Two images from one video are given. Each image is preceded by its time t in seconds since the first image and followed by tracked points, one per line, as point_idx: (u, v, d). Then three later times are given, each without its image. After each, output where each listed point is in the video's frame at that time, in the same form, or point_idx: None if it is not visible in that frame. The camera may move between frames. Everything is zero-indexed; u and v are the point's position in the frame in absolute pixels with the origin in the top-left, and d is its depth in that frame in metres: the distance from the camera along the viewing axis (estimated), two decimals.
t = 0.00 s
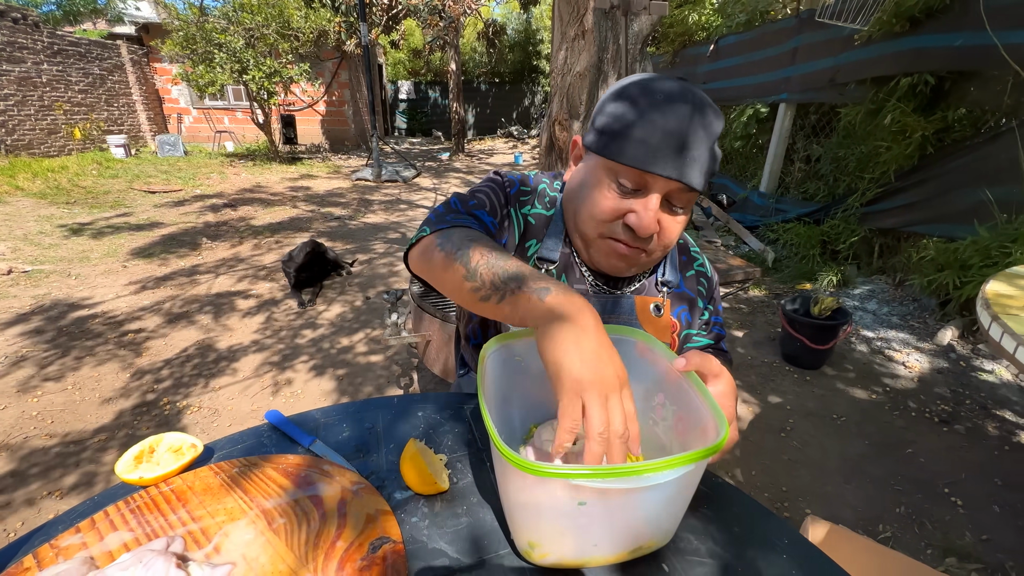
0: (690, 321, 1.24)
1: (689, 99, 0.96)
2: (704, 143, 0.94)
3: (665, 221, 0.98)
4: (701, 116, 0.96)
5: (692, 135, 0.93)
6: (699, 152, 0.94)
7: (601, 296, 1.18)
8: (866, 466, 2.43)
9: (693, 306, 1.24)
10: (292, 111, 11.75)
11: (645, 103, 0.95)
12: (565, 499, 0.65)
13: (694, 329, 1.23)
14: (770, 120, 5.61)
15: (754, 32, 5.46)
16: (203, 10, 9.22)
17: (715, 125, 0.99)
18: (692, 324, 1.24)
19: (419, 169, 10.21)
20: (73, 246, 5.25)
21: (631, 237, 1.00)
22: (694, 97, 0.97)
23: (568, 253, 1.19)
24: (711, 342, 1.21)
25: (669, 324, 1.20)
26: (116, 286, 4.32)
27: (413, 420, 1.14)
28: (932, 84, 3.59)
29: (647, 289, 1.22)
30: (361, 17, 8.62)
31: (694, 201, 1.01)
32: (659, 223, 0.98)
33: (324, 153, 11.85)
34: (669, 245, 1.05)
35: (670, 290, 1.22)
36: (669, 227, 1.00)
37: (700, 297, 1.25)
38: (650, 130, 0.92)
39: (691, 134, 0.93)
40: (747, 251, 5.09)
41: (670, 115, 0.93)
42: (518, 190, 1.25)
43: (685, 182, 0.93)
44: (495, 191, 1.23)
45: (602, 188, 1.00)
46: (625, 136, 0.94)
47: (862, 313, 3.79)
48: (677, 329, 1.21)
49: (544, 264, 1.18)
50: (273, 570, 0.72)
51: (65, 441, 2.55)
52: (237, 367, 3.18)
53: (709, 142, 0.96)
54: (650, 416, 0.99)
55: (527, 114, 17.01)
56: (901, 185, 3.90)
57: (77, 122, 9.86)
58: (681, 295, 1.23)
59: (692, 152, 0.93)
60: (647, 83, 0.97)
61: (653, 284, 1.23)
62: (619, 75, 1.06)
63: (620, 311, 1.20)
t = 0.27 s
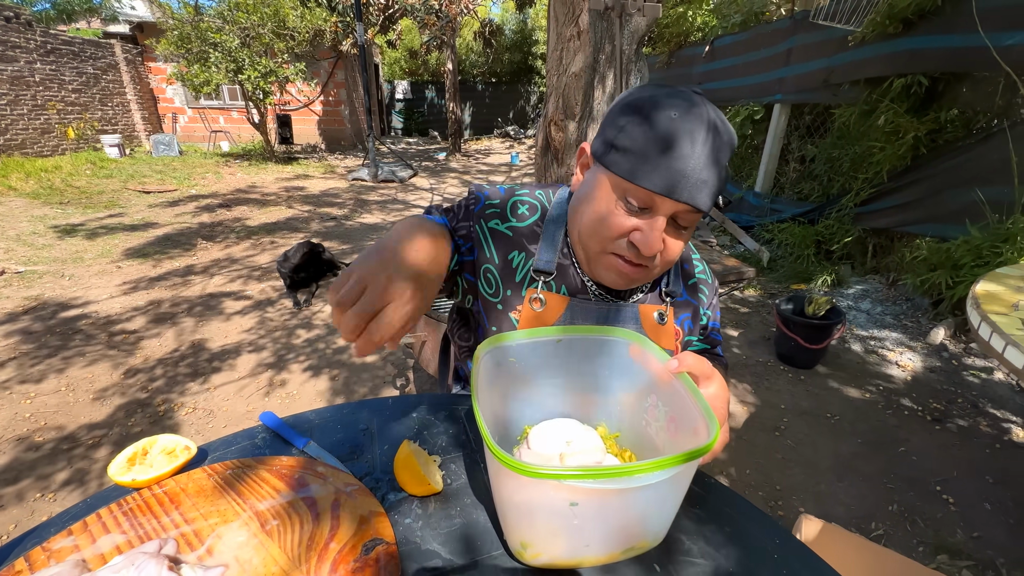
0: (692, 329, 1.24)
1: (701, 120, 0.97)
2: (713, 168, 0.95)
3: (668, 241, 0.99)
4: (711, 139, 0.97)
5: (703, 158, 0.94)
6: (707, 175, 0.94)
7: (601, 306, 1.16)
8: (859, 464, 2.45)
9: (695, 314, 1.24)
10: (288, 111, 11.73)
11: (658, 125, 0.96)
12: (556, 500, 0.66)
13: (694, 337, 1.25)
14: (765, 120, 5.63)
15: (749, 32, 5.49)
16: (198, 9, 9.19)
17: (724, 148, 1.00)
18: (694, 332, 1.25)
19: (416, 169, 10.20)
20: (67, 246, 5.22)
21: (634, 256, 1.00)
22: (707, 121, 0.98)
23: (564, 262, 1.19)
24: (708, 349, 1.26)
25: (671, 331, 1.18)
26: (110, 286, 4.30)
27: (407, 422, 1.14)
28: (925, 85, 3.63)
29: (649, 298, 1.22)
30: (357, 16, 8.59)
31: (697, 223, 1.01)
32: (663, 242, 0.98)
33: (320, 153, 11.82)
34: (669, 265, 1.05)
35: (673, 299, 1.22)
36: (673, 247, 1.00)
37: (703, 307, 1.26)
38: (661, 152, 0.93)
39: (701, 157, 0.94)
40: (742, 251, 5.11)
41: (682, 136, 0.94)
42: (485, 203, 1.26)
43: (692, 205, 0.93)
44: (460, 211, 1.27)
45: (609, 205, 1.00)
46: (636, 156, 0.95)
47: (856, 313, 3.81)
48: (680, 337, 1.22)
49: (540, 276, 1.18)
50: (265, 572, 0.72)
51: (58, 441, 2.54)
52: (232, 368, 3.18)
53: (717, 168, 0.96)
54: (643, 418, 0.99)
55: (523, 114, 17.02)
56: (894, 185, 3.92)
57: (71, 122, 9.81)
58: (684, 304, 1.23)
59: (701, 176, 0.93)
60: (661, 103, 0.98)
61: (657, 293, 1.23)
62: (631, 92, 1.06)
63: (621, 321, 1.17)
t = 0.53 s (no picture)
0: (680, 321, 1.24)
1: (658, 105, 0.96)
2: (674, 151, 0.94)
3: (638, 228, 0.99)
4: (671, 121, 0.96)
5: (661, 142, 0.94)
6: (668, 159, 0.94)
7: (582, 301, 1.15)
8: (851, 463, 2.47)
9: (683, 307, 1.23)
10: (283, 110, 11.68)
11: (615, 114, 0.96)
12: (544, 497, 0.66)
13: (684, 330, 1.25)
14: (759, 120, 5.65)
15: (743, 33, 5.51)
16: (192, 8, 9.15)
17: (687, 130, 0.98)
18: (682, 324, 1.24)
19: (412, 169, 10.18)
20: (58, 247, 5.18)
21: (604, 246, 1.00)
22: (666, 105, 0.97)
23: (542, 260, 1.19)
24: (703, 341, 1.26)
25: (658, 324, 1.18)
26: (102, 287, 4.27)
27: (398, 422, 1.14)
28: (916, 86, 3.65)
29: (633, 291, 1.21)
30: (352, 16, 8.56)
31: (668, 210, 1.01)
32: (631, 231, 0.98)
33: (315, 153, 11.78)
34: (644, 254, 1.05)
35: (659, 293, 1.20)
36: (644, 234, 1.00)
37: (690, 298, 1.25)
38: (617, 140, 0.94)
39: (661, 142, 0.94)
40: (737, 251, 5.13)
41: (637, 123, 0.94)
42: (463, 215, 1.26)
43: (654, 191, 0.93)
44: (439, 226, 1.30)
45: (575, 197, 1.01)
46: (594, 146, 0.95)
47: (849, 312, 3.84)
48: (668, 330, 1.21)
49: (520, 274, 1.18)
50: (253, 572, 0.72)
51: (49, 442, 2.52)
52: (226, 368, 3.16)
53: (680, 152, 0.96)
54: (631, 416, 1.00)
55: (519, 114, 17.02)
56: (886, 185, 3.94)
57: (63, 121, 9.73)
58: (670, 297, 1.22)
59: (661, 161, 0.93)
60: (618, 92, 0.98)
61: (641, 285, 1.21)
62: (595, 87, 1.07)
63: (606, 314, 1.17)
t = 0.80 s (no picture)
0: (667, 320, 1.24)
1: (640, 106, 0.97)
2: (659, 148, 0.95)
3: (626, 226, 1.00)
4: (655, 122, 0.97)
5: (646, 141, 0.94)
6: (653, 156, 0.94)
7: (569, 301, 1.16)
8: (844, 461, 2.48)
9: (670, 306, 1.23)
10: (278, 110, 11.64)
11: (598, 114, 0.97)
12: (535, 499, 0.66)
13: (671, 328, 1.25)
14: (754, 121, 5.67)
15: (738, 34, 5.53)
16: (186, 7, 9.11)
17: (670, 129, 0.99)
18: (669, 323, 1.24)
19: (408, 169, 10.16)
20: (51, 247, 5.15)
21: (593, 247, 1.01)
22: (647, 104, 0.98)
23: (530, 258, 1.20)
24: (692, 337, 1.24)
25: (645, 321, 1.20)
26: (96, 287, 4.25)
27: (391, 423, 1.14)
28: (908, 87, 3.68)
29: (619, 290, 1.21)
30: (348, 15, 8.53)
31: (655, 207, 1.01)
32: (620, 230, 0.99)
33: (311, 153, 11.74)
34: (634, 252, 1.06)
35: (646, 290, 1.20)
36: (632, 233, 1.01)
37: (677, 297, 1.25)
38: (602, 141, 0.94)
39: (645, 139, 0.94)
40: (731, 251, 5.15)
41: (621, 124, 0.95)
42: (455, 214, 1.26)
43: (640, 189, 0.94)
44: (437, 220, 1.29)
45: (562, 200, 1.02)
46: (579, 149, 0.96)
47: (843, 312, 3.86)
48: (654, 330, 1.22)
49: (507, 275, 1.19)
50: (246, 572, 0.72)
51: (41, 444, 2.51)
52: (221, 369, 3.16)
53: (665, 148, 0.96)
54: (623, 416, 1.01)
55: (516, 114, 17.02)
56: (879, 185, 3.98)
57: (55, 120, 9.65)
58: (656, 296, 1.22)
59: (646, 158, 0.94)
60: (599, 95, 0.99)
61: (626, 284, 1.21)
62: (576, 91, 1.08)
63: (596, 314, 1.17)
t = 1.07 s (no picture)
0: (655, 322, 1.26)
1: (634, 105, 0.98)
2: (652, 145, 0.96)
3: (616, 221, 1.01)
4: (648, 121, 0.98)
5: (637, 138, 0.95)
6: (644, 152, 0.95)
7: (563, 300, 1.17)
8: (841, 460, 2.50)
9: (659, 308, 1.26)
10: (275, 110, 11.62)
11: (591, 111, 0.97)
12: (534, 498, 0.67)
13: (659, 330, 1.26)
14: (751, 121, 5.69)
15: (735, 35, 5.55)
16: (182, 7, 9.09)
17: (663, 129, 1.00)
18: (658, 325, 1.26)
19: (406, 169, 10.15)
20: (46, 248, 5.13)
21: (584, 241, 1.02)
22: (639, 103, 0.99)
23: (526, 252, 1.22)
24: (683, 343, 1.23)
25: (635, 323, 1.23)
26: (92, 288, 4.24)
27: (391, 423, 1.15)
28: (904, 88, 3.69)
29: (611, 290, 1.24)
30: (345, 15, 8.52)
31: (646, 203, 1.02)
32: (609, 224, 1.00)
33: (308, 153, 11.72)
34: (624, 247, 1.07)
35: (635, 292, 1.23)
36: (622, 229, 1.02)
37: (666, 300, 1.28)
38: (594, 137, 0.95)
39: (636, 137, 0.95)
40: (729, 250, 5.17)
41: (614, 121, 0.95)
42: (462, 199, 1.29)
43: (630, 184, 0.94)
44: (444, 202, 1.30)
45: (554, 194, 1.03)
46: (572, 143, 0.97)
47: (840, 311, 3.88)
48: (641, 331, 1.23)
49: (504, 268, 1.21)
50: (247, 572, 0.72)
51: (39, 446, 2.50)
52: (219, 370, 3.15)
53: (656, 145, 0.97)
54: (622, 415, 1.01)
55: (513, 115, 17.02)
56: (875, 186, 4.00)
57: (51, 120, 9.61)
58: (645, 297, 1.24)
59: (637, 153, 0.94)
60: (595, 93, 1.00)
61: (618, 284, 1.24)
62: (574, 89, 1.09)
63: (585, 313, 1.19)
